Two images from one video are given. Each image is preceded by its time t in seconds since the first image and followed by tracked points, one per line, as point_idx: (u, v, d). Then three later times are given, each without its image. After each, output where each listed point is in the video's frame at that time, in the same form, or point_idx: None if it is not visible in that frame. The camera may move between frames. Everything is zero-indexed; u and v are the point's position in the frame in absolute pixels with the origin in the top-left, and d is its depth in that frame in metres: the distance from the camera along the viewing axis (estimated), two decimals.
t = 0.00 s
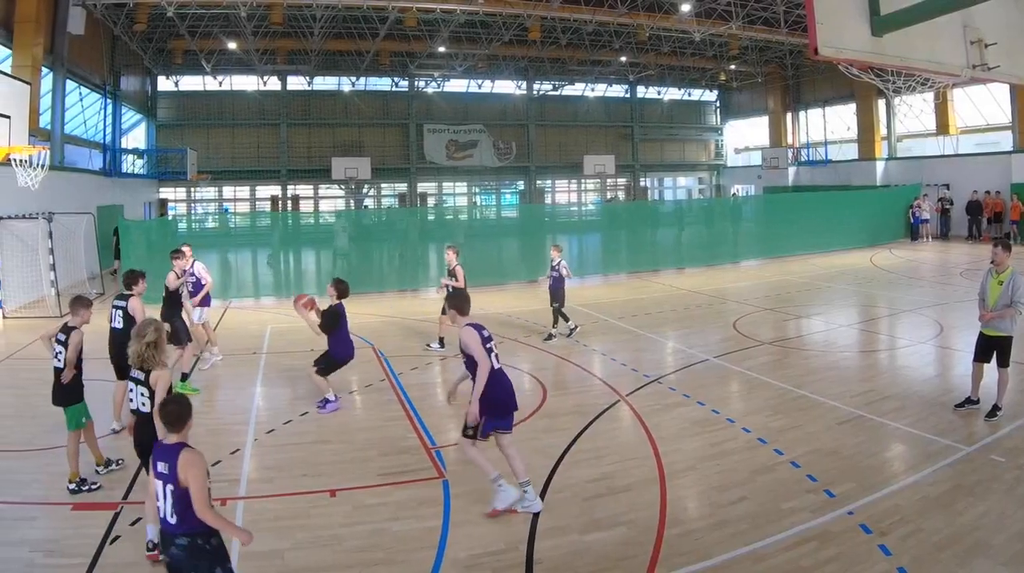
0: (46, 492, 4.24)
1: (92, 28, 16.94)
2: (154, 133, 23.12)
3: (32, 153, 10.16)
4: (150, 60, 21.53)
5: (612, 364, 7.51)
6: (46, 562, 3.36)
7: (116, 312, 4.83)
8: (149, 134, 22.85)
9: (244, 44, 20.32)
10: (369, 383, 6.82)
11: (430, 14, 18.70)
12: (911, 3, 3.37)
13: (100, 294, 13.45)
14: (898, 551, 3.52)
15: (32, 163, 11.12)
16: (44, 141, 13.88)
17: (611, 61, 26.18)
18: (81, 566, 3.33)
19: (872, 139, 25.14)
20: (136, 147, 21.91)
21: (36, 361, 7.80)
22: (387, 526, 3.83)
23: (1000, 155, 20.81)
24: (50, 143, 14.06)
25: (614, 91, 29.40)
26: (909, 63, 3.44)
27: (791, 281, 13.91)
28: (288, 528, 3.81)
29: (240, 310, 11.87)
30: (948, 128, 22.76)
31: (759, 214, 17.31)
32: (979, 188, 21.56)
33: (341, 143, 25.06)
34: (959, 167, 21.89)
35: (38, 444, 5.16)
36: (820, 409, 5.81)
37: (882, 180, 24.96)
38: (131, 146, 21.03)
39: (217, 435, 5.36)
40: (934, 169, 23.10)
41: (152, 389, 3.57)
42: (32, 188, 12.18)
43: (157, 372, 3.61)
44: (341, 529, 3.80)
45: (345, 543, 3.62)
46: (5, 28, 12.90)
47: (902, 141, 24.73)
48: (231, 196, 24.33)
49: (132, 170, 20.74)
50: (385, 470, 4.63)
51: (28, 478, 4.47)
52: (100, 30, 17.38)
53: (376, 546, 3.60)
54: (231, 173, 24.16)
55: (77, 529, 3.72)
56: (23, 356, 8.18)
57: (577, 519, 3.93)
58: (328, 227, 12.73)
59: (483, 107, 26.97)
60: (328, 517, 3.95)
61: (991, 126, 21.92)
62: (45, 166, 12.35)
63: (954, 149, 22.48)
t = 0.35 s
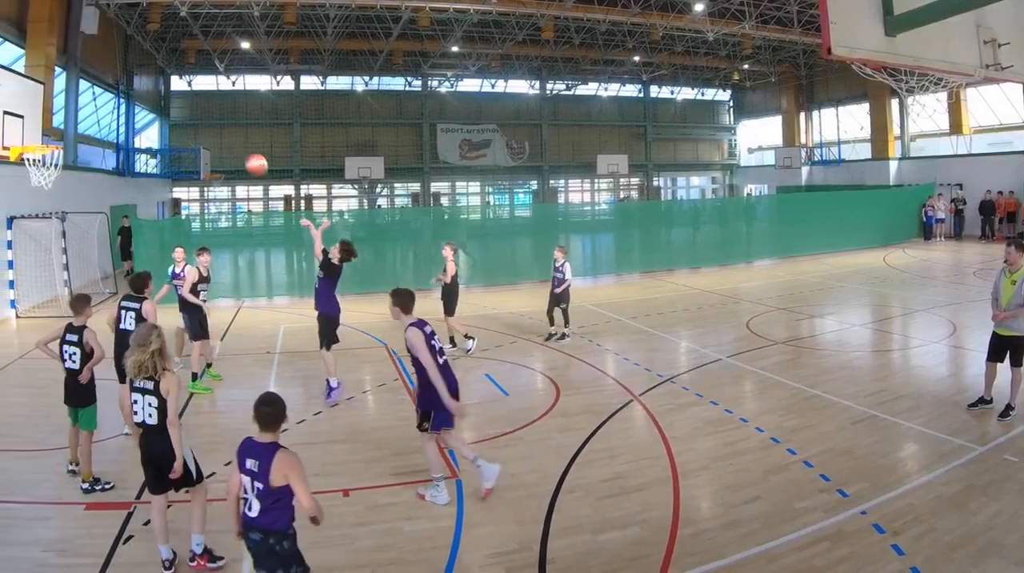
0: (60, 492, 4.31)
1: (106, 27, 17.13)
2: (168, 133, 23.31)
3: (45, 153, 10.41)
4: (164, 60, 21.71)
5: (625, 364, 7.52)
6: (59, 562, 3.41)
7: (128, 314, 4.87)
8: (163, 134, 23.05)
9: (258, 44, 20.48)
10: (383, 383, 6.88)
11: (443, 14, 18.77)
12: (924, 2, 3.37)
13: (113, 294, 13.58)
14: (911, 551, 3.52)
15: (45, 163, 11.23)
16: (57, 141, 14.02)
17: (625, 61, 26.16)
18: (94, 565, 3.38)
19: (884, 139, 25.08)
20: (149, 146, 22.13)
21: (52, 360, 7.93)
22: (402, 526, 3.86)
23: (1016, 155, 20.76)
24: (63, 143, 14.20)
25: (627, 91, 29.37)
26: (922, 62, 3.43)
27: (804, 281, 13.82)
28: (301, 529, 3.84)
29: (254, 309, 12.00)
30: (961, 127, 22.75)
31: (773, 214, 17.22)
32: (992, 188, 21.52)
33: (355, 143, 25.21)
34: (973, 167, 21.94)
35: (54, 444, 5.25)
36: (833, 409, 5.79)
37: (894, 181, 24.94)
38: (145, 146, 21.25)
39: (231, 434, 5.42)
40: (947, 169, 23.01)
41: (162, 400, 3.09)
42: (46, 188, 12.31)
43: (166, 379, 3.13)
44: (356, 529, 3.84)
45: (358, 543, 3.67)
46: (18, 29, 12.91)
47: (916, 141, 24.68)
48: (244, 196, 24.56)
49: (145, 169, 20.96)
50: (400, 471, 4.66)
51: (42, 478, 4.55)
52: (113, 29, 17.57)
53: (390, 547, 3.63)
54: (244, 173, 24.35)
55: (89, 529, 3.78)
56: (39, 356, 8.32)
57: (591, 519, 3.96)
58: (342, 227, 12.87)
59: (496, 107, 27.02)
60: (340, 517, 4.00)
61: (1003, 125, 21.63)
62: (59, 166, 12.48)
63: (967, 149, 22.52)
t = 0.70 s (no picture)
0: (72, 492, 4.35)
1: (118, 27, 17.30)
2: (180, 133, 23.49)
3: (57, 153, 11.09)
4: (176, 61, 21.86)
5: (637, 364, 7.53)
6: (72, 561, 3.45)
7: (147, 316, 4.98)
8: (175, 134, 23.24)
9: (269, 44, 20.63)
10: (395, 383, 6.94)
11: (455, 14, 18.84)
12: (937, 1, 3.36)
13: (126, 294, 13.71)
14: (923, 551, 3.52)
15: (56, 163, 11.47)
16: (70, 141, 14.17)
17: (637, 61, 26.13)
18: (106, 565, 3.41)
19: (896, 139, 24.93)
20: (161, 146, 22.34)
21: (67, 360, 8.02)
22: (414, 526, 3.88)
23: None
24: (75, 143, 14.36)
25: (639, 91, 29.33)
26: (934, 62, 3.44)
27: (816, 281, 13.72)
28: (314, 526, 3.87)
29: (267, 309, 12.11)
30: (973, 128, 22.65)
31: (785, 214, 17.11)
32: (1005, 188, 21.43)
33: (367, 143, 25.34)
34: (984, 167, 21.90)
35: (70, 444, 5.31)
36: (845, 409, 5.78)
37: (906, 181, 24.79)
38: (157, 146, 21.44)
39: (245, 434, 5.47)
40: (960, 169, 22.88)
41: (194, 411, 3.04)
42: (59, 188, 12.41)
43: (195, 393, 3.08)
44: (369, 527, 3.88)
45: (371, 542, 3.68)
46: (30, 29, 12.97)
47: (928, 141, 24.52)
48: (256, 196, 24.66)
49: (157, 169, 21.19)
50: (412, 471, 4.69)
51: (55, 478, 4.60)
52: (124, 29, 17.73)
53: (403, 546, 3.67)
54: (256, 173, 24.51)
55: (101, 529, 3.82)
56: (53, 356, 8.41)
57: (603, 519, 3.99)
58: (358, 227, 12.89)
59: (509, 107, 27.07)
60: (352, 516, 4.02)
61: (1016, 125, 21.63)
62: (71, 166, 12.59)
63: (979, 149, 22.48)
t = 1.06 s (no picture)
0: (85, 492, 4.35)
1: (131, 27, 17.48)
2: (194, 133, 23.69)
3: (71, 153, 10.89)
4: (189, 60, 22.04)
5: (650, 364, 7.54)
6: (85, 561, 3.45)
7: (154, 315, 5.07)
8: (189, 134, 23.44)
9: (282, 43, 20.76)
10: (408, 383, 7.00)
11: (468, 14, 18.93)
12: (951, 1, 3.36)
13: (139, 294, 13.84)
14: (937, 551, 3.51)
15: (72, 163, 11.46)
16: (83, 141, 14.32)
17: (650, 61, 26.07)
18: (120, 565, 3.42)
19: (910, 139, 24.82)
20: (175, 146, 22.56)
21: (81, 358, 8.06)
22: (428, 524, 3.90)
23: None
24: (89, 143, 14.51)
25: (653, 91, 29.26)
26: (948, 62, 3.44)
27: (829, 281, 13.61)
28: (327, 525, 3.91)
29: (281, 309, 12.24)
30: (986, 128, 22.34)
31: (799, 214, 17.00)
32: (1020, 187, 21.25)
33: (380, 143, 25.49)
34: (998, 167, 21.73)
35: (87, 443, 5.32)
36: (858, 409, 5.76)
37: (919, 181, 24.70)
38: (170, 146, 21.66)
39: (260, 434, 5.54)
40: (973, 169, 22.78)
41: (213, 412, 3.10)
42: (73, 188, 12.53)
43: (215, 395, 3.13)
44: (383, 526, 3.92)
45: (386, 542, 3.67)
46: (43, 28, 13.08)
47: (942, 141, 24.35)
48: (270, 196, 24.88)
49: (170, 169, 21.37)
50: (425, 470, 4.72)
51: (68, 478, 4.60)
52: (138, 29, 17.93)
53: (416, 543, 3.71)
54: (270, 173, 24.68)
55: (114, 529, 3.81)
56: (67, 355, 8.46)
57: (618, 519, 4.02)
58: (370, 227, 12.98)
59: (522, 107, 27.13)
60: (367, 516, 4.02)
61: None
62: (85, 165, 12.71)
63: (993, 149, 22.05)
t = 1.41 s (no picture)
0: (98, 492, 4.40)
1: (144, 27, 17.64)
2: (207, 133, 23.87)
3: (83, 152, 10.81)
4: (201, 61, 22.20)
5: (662, 364, 7.56)
6: (97, 562, 3.48)
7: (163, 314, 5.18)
8: (201, 134, 23.62)
9: (295, 43, 20.89)
10: (420, 383, 7.06)
11: (481, 14, 19.00)
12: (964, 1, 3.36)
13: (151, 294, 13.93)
14: (949, 551, 3.52)
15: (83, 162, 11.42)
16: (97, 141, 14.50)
17: (662, 61, 26.04)
18: (133, 565, 3.45)
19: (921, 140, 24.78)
20: (187, 146, 22.77)
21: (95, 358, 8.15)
22: (440, 524, 3.94)
23: None
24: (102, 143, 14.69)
25: (665, 91, 29.24)
26: (961, 62, 3.44)
27: (841, 281, 13.53)
28: (341, 524, 3.96)
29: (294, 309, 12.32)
30: (999, 128, 22.31)
31: (811, 214, 16.90)
32: None
33: (393, 143, 25.64)
34: (1011, 166, 21.66)
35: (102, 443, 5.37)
36: (870, 409, 5.75)
37: (931, 182, 24.70)
38: (183, 146, 21.86)
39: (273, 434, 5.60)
40: (985, 169, 22.74)
41: (217, 407, 3.17)
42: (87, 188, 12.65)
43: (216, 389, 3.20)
44: (395, 524, 3.96)
45: (398, 542, 3.71)
46: (56, 28, 13.12)
47: (953, 141, 24.31)
48: (282, 196, 25.12)
49: (183, 169, 21.58)
50: (437, 470, 4.75)
51: (82, 477, 4.66)
52: (150, 29, 18.11)
53: (427, 543, 3.73)
54: (282, 173, 24.84)
55: (125, 529, 3.85)
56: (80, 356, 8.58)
57: (631, 519, 4.04)
58: (383, 226, 13.08)
59: (534, 107, 27.15)
60: (379, 516, 4.05)
61: None
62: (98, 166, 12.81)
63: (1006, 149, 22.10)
